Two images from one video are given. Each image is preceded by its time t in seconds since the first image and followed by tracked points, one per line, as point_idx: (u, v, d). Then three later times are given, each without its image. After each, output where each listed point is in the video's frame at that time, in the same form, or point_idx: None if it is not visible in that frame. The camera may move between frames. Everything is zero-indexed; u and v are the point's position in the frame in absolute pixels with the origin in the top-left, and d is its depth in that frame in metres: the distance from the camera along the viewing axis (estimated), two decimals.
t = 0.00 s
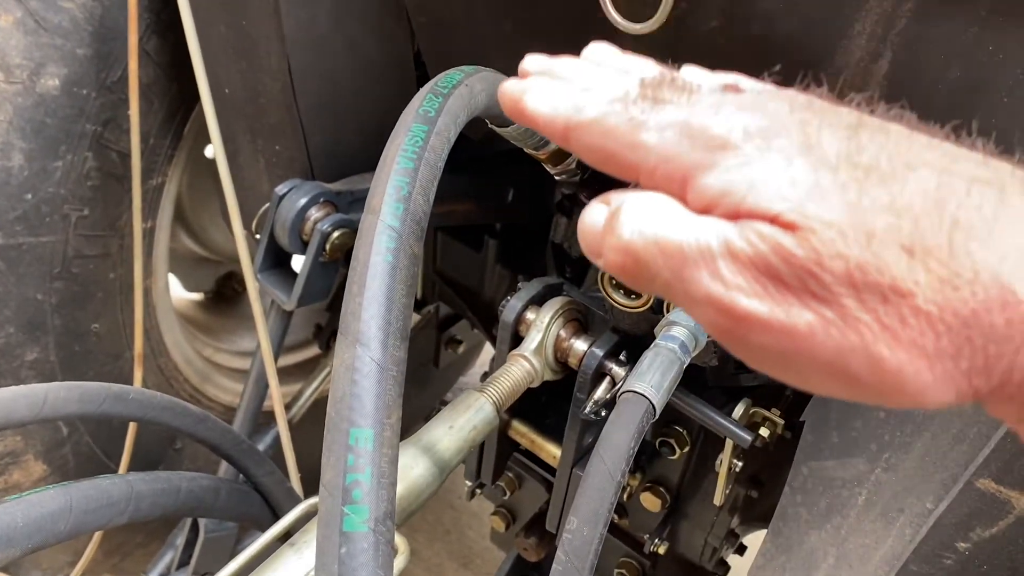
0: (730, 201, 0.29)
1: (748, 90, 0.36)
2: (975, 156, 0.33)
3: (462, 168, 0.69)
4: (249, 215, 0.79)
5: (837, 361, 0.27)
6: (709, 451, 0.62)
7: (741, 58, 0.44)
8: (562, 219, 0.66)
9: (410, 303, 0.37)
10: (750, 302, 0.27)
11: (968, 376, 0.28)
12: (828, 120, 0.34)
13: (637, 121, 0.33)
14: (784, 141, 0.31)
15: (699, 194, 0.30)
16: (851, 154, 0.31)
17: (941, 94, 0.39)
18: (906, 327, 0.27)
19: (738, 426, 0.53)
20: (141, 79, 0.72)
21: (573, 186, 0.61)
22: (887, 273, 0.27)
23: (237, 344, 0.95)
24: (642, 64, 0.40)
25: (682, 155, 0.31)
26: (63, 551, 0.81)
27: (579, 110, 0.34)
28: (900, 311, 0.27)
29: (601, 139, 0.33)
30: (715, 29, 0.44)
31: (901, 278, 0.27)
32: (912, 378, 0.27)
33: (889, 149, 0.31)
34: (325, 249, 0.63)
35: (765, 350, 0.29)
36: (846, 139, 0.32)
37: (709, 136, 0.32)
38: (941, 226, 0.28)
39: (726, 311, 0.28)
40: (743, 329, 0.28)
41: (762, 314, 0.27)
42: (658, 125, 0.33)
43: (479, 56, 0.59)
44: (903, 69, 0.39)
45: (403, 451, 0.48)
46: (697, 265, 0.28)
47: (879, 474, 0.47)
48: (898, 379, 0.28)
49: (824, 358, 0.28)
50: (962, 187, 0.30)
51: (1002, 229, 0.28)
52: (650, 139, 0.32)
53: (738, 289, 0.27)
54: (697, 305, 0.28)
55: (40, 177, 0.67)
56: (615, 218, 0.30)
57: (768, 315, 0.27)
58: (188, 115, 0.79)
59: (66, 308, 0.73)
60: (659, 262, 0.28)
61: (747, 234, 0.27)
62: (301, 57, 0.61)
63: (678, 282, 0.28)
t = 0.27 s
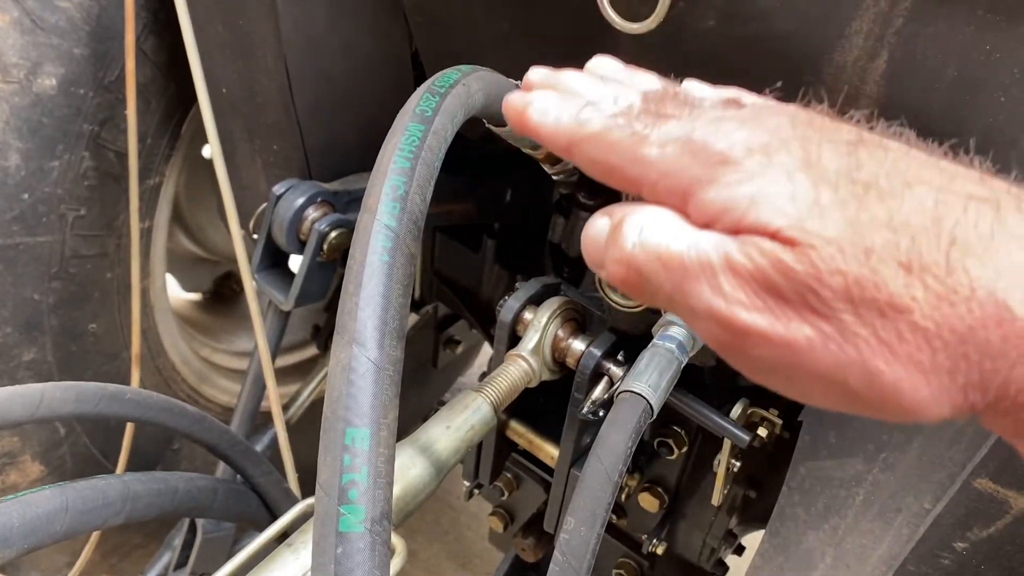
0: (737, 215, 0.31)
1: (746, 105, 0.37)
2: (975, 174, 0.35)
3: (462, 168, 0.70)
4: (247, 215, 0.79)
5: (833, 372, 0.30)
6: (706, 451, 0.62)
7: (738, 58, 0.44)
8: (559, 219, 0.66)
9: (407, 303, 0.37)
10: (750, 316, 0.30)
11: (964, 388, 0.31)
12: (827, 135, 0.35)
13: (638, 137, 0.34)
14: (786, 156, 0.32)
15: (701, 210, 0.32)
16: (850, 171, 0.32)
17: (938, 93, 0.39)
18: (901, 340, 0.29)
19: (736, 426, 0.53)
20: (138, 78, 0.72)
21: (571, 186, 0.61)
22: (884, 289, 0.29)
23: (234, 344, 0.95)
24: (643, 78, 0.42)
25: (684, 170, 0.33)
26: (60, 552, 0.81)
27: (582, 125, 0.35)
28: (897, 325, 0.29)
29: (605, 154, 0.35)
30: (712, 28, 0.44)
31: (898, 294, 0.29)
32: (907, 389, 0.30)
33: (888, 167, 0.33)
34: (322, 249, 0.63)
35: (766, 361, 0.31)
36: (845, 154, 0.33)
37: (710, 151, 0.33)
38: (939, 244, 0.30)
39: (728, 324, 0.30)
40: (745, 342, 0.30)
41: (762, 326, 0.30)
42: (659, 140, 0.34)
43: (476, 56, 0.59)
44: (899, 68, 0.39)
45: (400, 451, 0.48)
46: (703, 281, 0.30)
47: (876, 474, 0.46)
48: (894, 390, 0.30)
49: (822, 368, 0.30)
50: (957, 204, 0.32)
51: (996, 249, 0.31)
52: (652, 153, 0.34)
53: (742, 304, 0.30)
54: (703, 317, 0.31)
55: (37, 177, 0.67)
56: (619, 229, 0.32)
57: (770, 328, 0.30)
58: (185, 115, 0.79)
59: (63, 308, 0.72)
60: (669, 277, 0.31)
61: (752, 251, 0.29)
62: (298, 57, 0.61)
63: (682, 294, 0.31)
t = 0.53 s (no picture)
0: (745, 189, 0.31)
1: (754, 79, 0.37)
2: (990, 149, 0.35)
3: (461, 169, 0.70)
4: (245, 215, 0.79)
5: (842, 353, 0.30)
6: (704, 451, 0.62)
7: (736, 57, 0.44)
8: (558, 218, 0.66)
9: (405, 303, 0.36)
10: (758, 294, 0.30)
11: (976, 369, 0.31)
12: (837, 110, 0.35)
13: (643, 111, 0.34)
14: (795, 131, 0.32)
15: (708, 184, 0.32)
16: (861, 146, 0.32)
17: (937, 92, 0.39)
18: (910, 319, 0.30)
19: (734, 426, 0.53)
20: (136, 78, 0.72)
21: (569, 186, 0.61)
22: (895, 267, 0.29)
23: (232, 344, 0.95)
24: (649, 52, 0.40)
25: (691, 145, 0.33)
26: (58, 552, 0.81)
27: (586, 99, 0.35)
28: (908, 304, 0.29)
29: (608, 129, 0.34)
30: (710, 28, 0.44)
31: (909, 272, 0.29)
32: (916, 368, 0.30)
33: (900, 143, 0.33)
34: (320, 249, 0.63)
35: (773, 341, 0.31)
36: (856, 130, 0.33)
37: (718, 125, 0.33)
38: (951, 220, 0.30)
39: (736, 303, 0.30)
40: (753, 321, 0.31)
41: (770, 305, 0.30)
42: (665, 114, 0.34)
43: (474, 56, 0.59)
44: (896, 67, 0.39)
45: (398, 451, 0.47)
46: (711, 259, 0.30)
47: (875, 474, 0.47)
48: (905, 370, 0.30)
49: (830, 348, 0.30)
50: (972, 181, 0.32)
51: (1010, 229, 0.31)
52: (657, 127, 0.33)
53: (750, 282, 0.30)
54: (710, 296, 0.31)
55: (34, 177, 0.67)
56: (626, 206, 0.32)
57: (777, 306, 0.30)
58: (183, 115, 0.79)
59: (61, 308, 0.72)
60: (677, 255, 0.31)
61: (760, 228, 0.30)
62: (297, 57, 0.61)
63: (690, 273, 0.31)
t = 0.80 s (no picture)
0: (723, 240, 0.31)
1: (737, 129, 0.38)
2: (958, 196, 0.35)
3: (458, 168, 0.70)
4: (243, 213, 0.79)
5: (819, 397, 0.30)
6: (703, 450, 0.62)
7: (734, 55, 0.44)
8: (557, 217, 0.66)
9: (403, 299, 0.36)
10: (735, 339, 0.31)
11: (947, 412, 0.31)
12: (812, 160, 0.35)
13: (626, 162, 0.36)
14: (770, 182, 0.33)
15: (688, 234, 0.33)
16: (834, 196, 0.33)
17: (936, 89, 0.39)
18: (883, 364, 0.30)
19: (733, 424, 0.53)
20: (134, 75, 0.71)
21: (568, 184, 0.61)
22: (867, 313, 0.30)
23: (231, 343, 0.95)
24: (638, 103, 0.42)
25: (672, 194, 0.34)
26: (56, 551, 0.81)
27: (573, 150, 0.38)
28: (880, 349, 0.30)
29: (595, 179, 0.36)
30: (709, 24, 0.43)
31: (881, 318, 0.30)
32: (893, 413, 0.30)
33: (871, 193, 0.33)
34: (318, 247, 0.63)
35: (752, 385, 0.32)
36: (830, 180, 0.34)
37: (698, 176, 0.34)
38: (920, 269, 0.31)
39: (715, 347, 0.31)
40: (733, 366, 0.31)
41: (747, 350, 0.31)
42: (647, 165, 0.35)
43: (474, 53, 0.58)
44: (896, 63, 0.39)
45: (396, 449, 0.47)
46: (691, 305, 0.31)
47: (874, 472, 0.46)
48: (881, 415, 0.31)
49: (807, 392, 0.31)
50: (940, 230, 0.32)
51: (978, 275, 0.31)
52: (640, 178, 0.35)
53: (728, 329, 0.31)
54: (690, 340, 0.32)
55: (32, 175, 0.67)
56: (612, 254, 0.34)
57: (755, 352, 0.31)
58: (181, 113, 0.79)
59: (59, 306, 0.72)
60: (659, 300, 0.32)
61: (734, 276, 0.31)
62: (295, 55, 0.61)
63: (672, 317, 0.32)
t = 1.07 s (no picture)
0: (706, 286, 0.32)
1: (725, 172, 0.38)
2: (933, 241, 0.34)
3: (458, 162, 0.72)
4: (241, 211, 0.79)
5: (798, 439, 0.31)
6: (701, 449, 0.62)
7: (732, 53, 0.44)
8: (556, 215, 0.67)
9: (400, 298, 0.36)
10: (717, 383, 0.32)
11: (922, 455, 0.30)
12: (794, 208, 0.34)
13: (617, 208, 0.36)
14: (753, 231, 0.32)
15: (674, 279, 0.33)
16: (814, 243, 0.32)
17: (934, 87, 0.38)
18: (861, 408, 0.30)
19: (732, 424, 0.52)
20: (131, 74, 0.71)
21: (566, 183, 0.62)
22: (843, 358, 0.30)
23: (229, 342, 0.94)
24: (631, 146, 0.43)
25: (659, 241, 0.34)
26: (53, 550, 0.81)
27: (565, 194, 0.38)
28: (856, 394, 0.30)
29: (587, 225, 0.36)
30: (707, 22, 0.43)
31: (858, 363, 0.30)
32: (870, 456, 0.30)
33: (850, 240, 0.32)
34: (316, 245, 0.63)
35: (736, 427, 0.32)
36: (810, 228, 0.33)
37: (684, 224, 0.34)
38: (895, 316, 0.30)
39: (698, 389, 0.32)
40: (716, 408, 0.32)
41: (729, 393, 0.31)
42: (636, 211, 0.35)
43: (471, 51, 0.58)
44: (894, 61, 0.39)
45: (393, 448, 0.47)
46: (677, 349, 0.32)
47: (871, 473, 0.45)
48: (858, 456, 0.31)
49: (786, 435, 0.31)
50: (915, 276, 0.31)
51: (952, 320, 0.30)
52: (629, 225, 0.35)
53: (711, 372, 0.32)
54: (676, 382, 0.33)
55: (29, 173, 0.67)
56: (603, 296, 0.35)
57: (738, 395, 0.31)
58: (179, 111, 0.79)
59: (56, 305, 0.72)
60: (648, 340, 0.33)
61: (715, 320, 0.31)
62: (293, 53, 0.61)
63: (658, 359, 0.33)
